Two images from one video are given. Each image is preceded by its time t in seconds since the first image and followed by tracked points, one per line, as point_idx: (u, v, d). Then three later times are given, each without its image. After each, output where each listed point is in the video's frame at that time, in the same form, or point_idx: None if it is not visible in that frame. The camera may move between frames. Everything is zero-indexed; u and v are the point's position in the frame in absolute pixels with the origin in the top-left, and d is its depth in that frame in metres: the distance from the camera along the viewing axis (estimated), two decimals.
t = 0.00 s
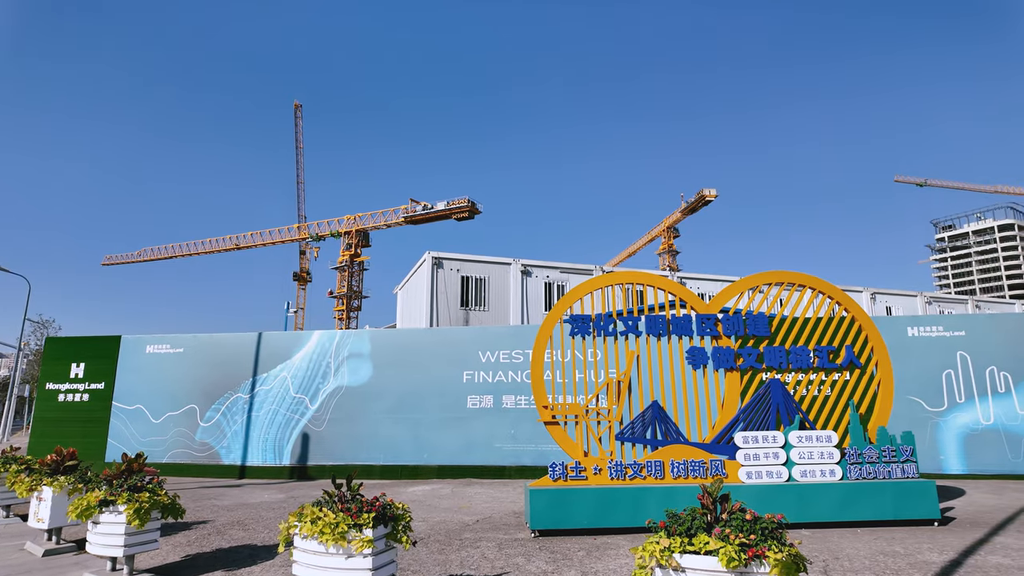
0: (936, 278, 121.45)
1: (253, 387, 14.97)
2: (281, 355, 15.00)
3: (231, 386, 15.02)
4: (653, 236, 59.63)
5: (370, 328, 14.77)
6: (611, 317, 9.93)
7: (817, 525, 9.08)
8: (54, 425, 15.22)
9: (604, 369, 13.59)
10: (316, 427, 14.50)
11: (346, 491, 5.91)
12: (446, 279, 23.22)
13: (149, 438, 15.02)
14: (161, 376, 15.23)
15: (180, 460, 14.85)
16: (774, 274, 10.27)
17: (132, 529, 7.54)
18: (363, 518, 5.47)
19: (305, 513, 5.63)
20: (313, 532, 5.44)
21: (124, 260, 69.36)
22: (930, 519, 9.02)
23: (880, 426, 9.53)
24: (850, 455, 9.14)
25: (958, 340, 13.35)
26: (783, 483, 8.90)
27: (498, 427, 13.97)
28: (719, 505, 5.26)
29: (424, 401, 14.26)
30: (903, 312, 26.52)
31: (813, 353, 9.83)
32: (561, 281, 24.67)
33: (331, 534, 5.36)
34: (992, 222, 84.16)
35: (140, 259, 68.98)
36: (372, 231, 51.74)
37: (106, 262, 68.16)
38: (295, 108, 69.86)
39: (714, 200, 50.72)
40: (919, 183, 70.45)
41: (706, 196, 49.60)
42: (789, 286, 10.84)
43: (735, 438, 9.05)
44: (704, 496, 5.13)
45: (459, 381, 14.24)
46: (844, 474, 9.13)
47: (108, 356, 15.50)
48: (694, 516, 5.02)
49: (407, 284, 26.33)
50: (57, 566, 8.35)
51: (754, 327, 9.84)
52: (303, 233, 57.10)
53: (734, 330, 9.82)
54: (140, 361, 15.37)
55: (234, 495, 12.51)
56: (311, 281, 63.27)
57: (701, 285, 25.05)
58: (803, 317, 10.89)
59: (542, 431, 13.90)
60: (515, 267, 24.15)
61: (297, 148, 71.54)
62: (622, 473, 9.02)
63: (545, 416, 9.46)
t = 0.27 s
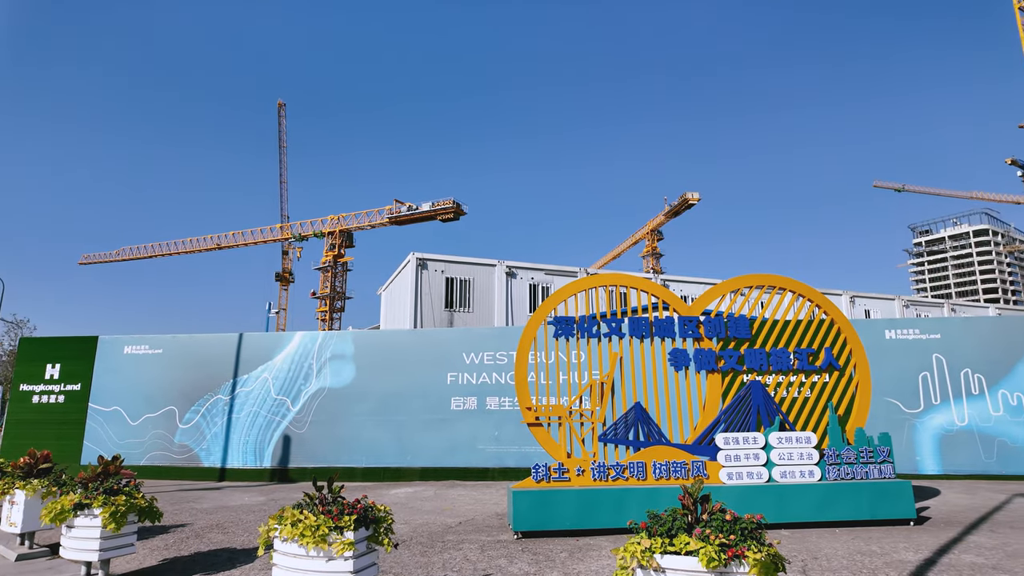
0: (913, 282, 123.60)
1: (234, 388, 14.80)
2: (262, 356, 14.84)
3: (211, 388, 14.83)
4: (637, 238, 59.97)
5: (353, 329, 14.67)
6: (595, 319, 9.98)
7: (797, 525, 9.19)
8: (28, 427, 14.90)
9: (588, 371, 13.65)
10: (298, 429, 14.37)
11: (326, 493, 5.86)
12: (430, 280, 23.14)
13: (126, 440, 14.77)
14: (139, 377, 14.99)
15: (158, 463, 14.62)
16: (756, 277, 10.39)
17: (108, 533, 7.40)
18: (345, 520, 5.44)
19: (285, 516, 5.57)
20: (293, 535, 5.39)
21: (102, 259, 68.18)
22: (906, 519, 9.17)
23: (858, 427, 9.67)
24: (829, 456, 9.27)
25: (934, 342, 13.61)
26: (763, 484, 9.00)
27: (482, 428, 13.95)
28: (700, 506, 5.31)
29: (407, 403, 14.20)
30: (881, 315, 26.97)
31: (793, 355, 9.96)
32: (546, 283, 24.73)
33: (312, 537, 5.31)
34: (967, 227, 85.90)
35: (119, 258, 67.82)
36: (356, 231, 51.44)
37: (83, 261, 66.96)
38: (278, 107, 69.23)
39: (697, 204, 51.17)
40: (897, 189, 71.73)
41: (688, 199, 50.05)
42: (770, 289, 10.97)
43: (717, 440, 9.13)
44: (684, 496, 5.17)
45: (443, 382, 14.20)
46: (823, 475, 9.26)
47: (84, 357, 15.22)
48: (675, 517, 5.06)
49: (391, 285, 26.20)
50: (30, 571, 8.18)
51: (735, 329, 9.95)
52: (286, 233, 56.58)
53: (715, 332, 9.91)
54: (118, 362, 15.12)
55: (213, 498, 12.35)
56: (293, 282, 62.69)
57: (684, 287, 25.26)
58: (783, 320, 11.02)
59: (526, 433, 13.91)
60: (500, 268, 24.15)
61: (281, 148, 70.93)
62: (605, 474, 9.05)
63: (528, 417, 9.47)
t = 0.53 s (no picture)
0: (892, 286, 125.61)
1: (214, 389, 14.62)
2: (244, 357, 14.68)
3: (191, 389, 14.63)
4: (622, 240, 60.25)
5: (336, 330, 14.56)
6: (579, 320, 10.01)
7: (777, 525, 9.28)
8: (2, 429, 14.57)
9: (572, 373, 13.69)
10: (279, 430, 14.23)
11: (308, 495, 5.81)
12: (414, 281, 23.03)
13: (104, 442, 14.52)
14: (117, 378, 14.75)
15: (137, 465, 14.39)
16: (738, 280, 10.49)
17: (84, 536, 7.26)
18: (326, 522, 5.39)
19: (266, 518, 5.51)
20: (274, 537, 5.33)
21: (79, 258, 66.96)
22: (884, 518, 9.31)
23: (837, 428, 9.80)
24: (809, 457, 9.38)
25: (911, 345, 13.85)
26: (744, 485, 9.08)
27: (466, 430, 13.92)
28: (682, 506, 5.34)
29: (391, 404, 14.12)
30: (860, 317, 27.39)
31: (774, 357, 10.07)
32: (530, 285, 24.76)
33: (293, 539, 5.26)
34: (944, 232, 87.54)
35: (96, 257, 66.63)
36: (340, 231, 51.11)
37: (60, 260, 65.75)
38: (262, 106, 68.60)
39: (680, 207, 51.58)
40: (876, 194, 72.90)
41: (672, 202, 50.43)
42: (752, 291, 11.08)
43: (699, 440, 9.20)
44: (667, 497, 5.21)
45: (427, 384, 14.15)
46: (803, 475, 9.37)
47: (61, 357, 14.94)
48: (657, 517, 5.09)
49: (375, 285, 26.07)
50: None
51: (717, 331, 10.04)
52: (268, 232, 56.02)
53: (698, 333, 9.99)
54: (95, 362, 14.86)
55: (193, 501, 12.18)
56: (276, 282, 62.10)
57: (667, 289, 25.43)
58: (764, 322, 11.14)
59: (510, 435, 13.90)
60: (485, 270, 24.13)
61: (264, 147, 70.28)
62: (589, 475, 9.08)
63: (512, 419, 9.47)
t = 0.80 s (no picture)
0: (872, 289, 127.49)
1: (195, 390, 14.43)
2: (226, 357, 14.51)
3: (171, 389, 14.43)
4: (608, 242, 60.46)
5: (320, 331, 14.45)
6: (563, 322, 10.03)
7: (758, 525, 9.37)
8: None
9: (556, 374, 13.72)
10: (261, 432, 14.09)
11: (290, 496, 5.75)
12: (400, 281, 22.91)
13: (81, 444, 14.27)
14: (95, 378, 14.51)
15: (115, 467, 14.16)
16: (721, 282, 10.59)
17: (59, 539, 7.13)
18: (308, 524, 5.33)
19: (247, 520, 5.44)
20: (255, 539, 5.27)
21: (57, 256, 65.73)
22: (863, 518, 9.44)
23: (818, 429, 9.92)
24: (790, 458, 9.49)
25: (891, 347, 14.06)
26: (726, 485, 9.17)
27: (450, 431, 13.88)
28: (665, 506, 5.37)
29: (375, 405, 14.03)
30: (841, 320, 27.76)
31: (756, 358, 10.17)
32: (516, 286, 24.77)
33: (274, 541, 5.21)
34: (923, 236, 89.06)
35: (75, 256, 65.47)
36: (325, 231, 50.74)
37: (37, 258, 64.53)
38: (246, 104, 67.94)
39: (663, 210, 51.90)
40: (857, 198, 73.94)
41: (657, 205, 50.74)
42: (735, 293, 11.19)
43: (682, 441, 9.26)
44: (650, 497, 5.23)
45: (412, 385, 14.09)
46: (784, 476, 9.47)
47: (37, 357, 14.67)
48: (640, 517, 5.12)
49: (359, 285, 25.90)
50: None
51: (701, 332, 10.12)
52: (252, 232, 55.43)
53: (681, 335, 10.06)
54: (73, 363, 14.60)
55: (172, 503, 12.01)
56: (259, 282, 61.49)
57: (652, 291, 25.57)
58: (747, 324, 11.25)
59: (494, 436, 13.89)
60: (471, 271, 24.10)
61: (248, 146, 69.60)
62: (573, 476, 9.10)
63: (497, 419, 9.45)
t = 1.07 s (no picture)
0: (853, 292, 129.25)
1: (176, 391, 14.24)
2: (208, 358, 14.34)
3: (151, 390, 14.23)
4: (594, 244, 60.68)
5: (304, 331, 14.33)
6: (549, 322, 10.04)
7: (741, 526, 9.45)
8: None
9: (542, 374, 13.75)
10: (244, 433, 13.94)
11: (272, 498, 5.70)
12: (385, 281, 22.80)
13: (58, 445, 14.01)
14: (74, 379, 14.27)
15: (93, 469, 13.92)
16: (706, 284, 10.67)
17: (35, 542, 6.99)
18: (291, 526, 5.28)
19: (229, 522, 5.38)
20: (237, 542, 5.21)
21: (34, 254, 64.52)
22: (843, 518, 9.56)
23: (800, 430, 10.03)
24: (772, 458, 9.59)
25: (871, 349, 14.27)
26: (710, 485, 9.24)
27: (435, 432, 13.84)
28: (649, 506, 5.40)
29: (360, 406, 13.95)
30: (823, 322, 28.12)
31: (740, 359, 10.27)
32: (502, 287, 24.77)
33: (257, 544, 5.16)
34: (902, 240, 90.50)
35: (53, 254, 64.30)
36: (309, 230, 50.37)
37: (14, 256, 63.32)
38: (230, 102, 67.21)
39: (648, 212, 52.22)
40: (839, 201, 74.88)
41: (642, 207, 51.04)
42: (719, 295, 11.28)
43: (667, 442, 9.32)
44: (634, 497, 5.26)
45: (397, 386, 14.02)
46: (767, 476, 9.56)
47: (13, 357, 14.38)
48: (625, 518, 5.14)
49: (344, 286, 25.75)
50: None
51: (685, 334, 10.19)
52: (235, 231, 54.86)
53: (666, 336, 10.13)
54: (50, 363, 14.34)
55: (152, 505, 11.84)
56: (242, 282, 60.87)
57: (637, 292, 25.70)
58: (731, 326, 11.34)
59: (479, 437, 13.87)
60: (457, 271, 24.06)
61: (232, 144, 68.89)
62: (558, 476, 9.11)
63: (483, 420, 9.44)
